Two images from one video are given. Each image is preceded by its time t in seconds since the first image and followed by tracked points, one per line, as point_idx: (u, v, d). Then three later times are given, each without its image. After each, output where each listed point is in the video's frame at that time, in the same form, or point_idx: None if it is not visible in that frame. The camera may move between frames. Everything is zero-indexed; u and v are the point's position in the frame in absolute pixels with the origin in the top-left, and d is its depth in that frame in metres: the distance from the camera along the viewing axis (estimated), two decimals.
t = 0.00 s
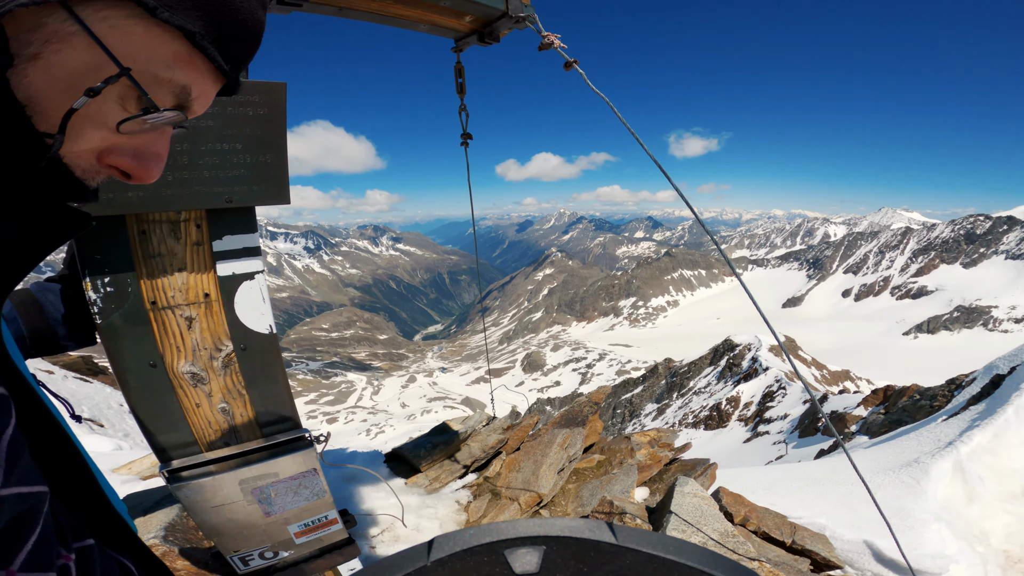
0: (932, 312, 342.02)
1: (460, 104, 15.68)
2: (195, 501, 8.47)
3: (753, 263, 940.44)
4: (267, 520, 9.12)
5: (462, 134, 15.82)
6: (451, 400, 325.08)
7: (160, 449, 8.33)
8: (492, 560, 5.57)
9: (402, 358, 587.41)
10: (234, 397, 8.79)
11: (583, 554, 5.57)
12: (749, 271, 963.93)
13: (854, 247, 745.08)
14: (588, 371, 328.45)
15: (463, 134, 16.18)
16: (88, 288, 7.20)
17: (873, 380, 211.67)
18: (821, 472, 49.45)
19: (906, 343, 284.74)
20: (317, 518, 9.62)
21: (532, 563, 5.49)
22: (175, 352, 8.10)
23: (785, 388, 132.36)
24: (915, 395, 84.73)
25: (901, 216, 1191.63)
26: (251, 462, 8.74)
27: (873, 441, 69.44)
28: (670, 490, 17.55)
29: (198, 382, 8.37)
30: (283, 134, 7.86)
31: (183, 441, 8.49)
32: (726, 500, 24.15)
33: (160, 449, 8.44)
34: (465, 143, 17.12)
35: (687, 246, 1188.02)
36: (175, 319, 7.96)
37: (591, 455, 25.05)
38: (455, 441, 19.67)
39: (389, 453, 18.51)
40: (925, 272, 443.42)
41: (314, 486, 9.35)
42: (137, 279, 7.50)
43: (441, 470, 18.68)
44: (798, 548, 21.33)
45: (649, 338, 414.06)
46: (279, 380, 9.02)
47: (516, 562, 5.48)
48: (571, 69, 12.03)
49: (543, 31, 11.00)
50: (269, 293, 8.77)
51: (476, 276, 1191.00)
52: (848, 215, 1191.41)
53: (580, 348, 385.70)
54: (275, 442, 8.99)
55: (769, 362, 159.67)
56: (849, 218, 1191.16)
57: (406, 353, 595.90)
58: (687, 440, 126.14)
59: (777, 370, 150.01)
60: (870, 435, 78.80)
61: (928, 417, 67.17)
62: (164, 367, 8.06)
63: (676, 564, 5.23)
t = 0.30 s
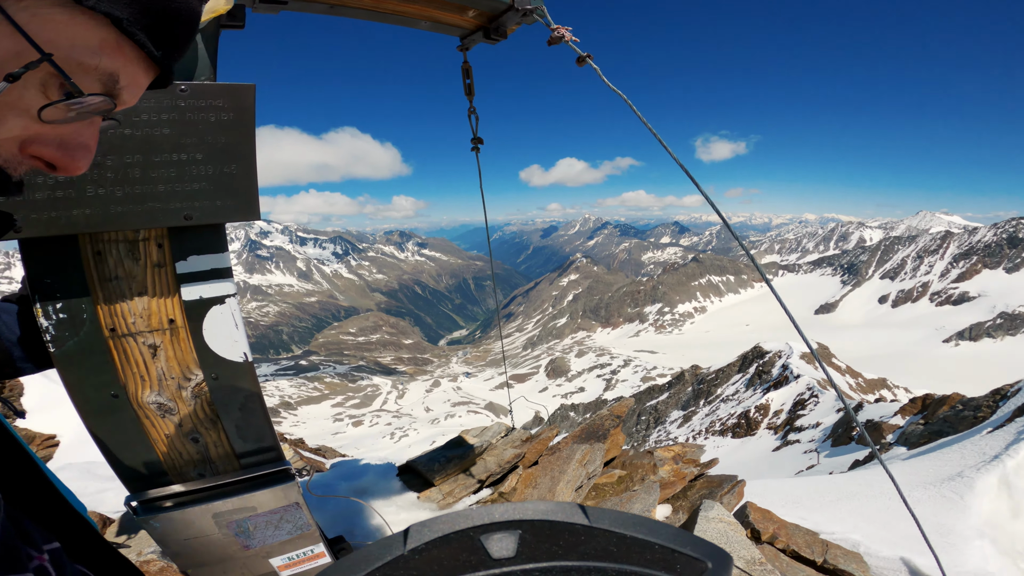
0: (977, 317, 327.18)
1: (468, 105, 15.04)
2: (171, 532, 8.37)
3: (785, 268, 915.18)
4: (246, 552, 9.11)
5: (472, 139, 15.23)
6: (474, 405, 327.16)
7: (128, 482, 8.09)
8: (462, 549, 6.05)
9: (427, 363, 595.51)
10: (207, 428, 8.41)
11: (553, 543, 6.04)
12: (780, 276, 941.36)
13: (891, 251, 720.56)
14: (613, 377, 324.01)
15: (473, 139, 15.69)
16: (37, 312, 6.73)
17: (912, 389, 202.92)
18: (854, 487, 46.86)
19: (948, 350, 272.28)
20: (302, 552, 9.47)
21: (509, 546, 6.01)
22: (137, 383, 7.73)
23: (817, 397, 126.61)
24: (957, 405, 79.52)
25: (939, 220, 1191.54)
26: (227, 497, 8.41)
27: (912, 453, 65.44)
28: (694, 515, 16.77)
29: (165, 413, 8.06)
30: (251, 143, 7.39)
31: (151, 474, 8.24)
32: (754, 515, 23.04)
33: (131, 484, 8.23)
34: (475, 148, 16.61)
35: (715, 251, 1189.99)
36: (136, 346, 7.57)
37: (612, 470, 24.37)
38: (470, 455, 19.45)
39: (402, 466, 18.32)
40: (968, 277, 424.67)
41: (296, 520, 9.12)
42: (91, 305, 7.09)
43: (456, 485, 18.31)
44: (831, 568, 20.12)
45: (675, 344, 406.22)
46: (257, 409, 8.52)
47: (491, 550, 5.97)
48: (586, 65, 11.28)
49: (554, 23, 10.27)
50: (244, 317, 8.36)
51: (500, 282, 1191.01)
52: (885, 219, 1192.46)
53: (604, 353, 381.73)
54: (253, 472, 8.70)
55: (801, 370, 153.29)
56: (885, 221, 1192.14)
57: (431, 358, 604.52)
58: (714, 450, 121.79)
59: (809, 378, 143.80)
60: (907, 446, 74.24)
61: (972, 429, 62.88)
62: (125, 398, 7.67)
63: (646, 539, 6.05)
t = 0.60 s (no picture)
0: None
1: (475, 104, 14.97)
2: (134, 545, 8.40)
3: (819, 275, 887.41)
4: (218, 568, 9.14)
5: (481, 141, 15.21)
6: (497, 409, 328.81)
7: (95, 491, 8.29)
8: (445, 548, 7.00)
9: (452, 367, 605.78)
10: (173, 442, 8.47)
11: (534, 539, 7.04)
12: (812, 282, 920.71)
13: (931, 256, 696.93)
14: (637, 384, 318.72)
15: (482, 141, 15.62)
16: None
17: (954, 399, 195.01)
18: (886, 499, 44.62)
19: (994, 358, 260.39)
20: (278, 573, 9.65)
21: (492, 545, 6.98)
22: (101, 394, 7.89)
23: (851, 406, 120.78)
24: (1000, 416, 74.70)
25: (979, 223, 1188.92)
26: (202, 508, 8.44)
27: (951, 466, 61.71)
28: (712, 535, 15.97)
29: (128, 427, 8.14)
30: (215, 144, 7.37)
31: (120, 489, 8.50)
32: (780, 528, 22.06)
33: (96, 496, 8.40)
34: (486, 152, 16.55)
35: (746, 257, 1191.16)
36: (98, 358, 7.67)
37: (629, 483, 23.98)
38: (482, 466, 19.35)
39: (413, 475, 18.20)
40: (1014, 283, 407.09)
41: (265, 539, 9.09)
42: (48, 314, 7.23)
43: (466, 494, 18.19)
44: None
45: (702, 351, 397.30)
46: (226, 423, 8.37)
47: (472, 551, 6.82)
48: (594, 55, 10.78)
49: (555, 15, 10.17)
50: (213, 324, 8.29)
51: (525, 287, 1190.84)
52: (923, 223, 1189.84)
53: (629, 360, 376.85)
54: (224, 486, 8.67)
55: (835, 378, 146.58)
56: (924, 227, 1188.56)
57: (456, 362, 613.34)
58: (741, 459, 117.92)
59: (843, 387, 137.36)
60: (946, 459, 70.05)
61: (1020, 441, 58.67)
62: (85, 408, 7.80)
63: (632, 539, 7.07)
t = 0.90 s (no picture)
0: None
1: (469, 95, 14.46)
2: (75, 554, 7.35)
3: (847, 283, 867.26)
4: None
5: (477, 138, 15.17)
6: (516, 415, 328.72)
7: (34, 498, 7.23)
8: (441, 542, 7.45)
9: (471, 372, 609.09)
10: (118, 453, 7.36)
11: (526, 531, 7.58)
12: (839, 289, 903.71)
13: (966, 263, 679.91)
14: (658, 392, 314.16)
15: (478, 138, 15.46)
16: None
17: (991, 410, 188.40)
18: (915, 514, 43.16)
19: None
20: None
21: (486, 540, 7.42)
22: (36, 402, 6.83)
23: (881, 416, 116.57)
24: None
25: (1017, 230, 1190.89)
26: (152, 521, 7.30)
27: (987, 478, 59.07)
28: (724, 555, 15.43)
29: (68, 437, 7.05)
30: (154, 134, 6.45)
31: (61, 496, 7.35)
32: (801, 544, 21.05)
33: (36, 503, 7.37)
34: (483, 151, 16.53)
35: (772, 264, 1192.67)
36: (33, 364, 6.67)
37: (640, 496, 23.69)
38: (485, 477, 19.16)
39: (418, 483, 17.86)
40: None
41: (220, 554, 7.96)
42: None
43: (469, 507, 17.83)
44: None
45: (725, 359, 390.77)
46: (172, 430, 7.22)
47: (468, 541, 7.40)
48: (588, 40, 10.92)
49: None
50: (162, 330, 7.25)
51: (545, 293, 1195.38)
52: (958, 230, 1191.01)
53: (649, 368, 372.43)
54: (181, 500, 7.50)
55: (863, 388, 141.76)
56: (958, 233, 1191.18)
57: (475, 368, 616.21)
58: (764, 468, 114.89)
59: (873, 397, 132.57)
60: (982, 471, 67.28)
61: None
62: (21, 415, 6.72)
63: (624, 536, 7.58)
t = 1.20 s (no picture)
0: None
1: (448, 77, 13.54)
2: None
3: (871, 288, 853.40)
4: None
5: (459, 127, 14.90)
6: (531, 418, 328.19)
7: None
8: (465, 537, 9.89)
9: (485, 374, 610.97)
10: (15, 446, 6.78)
11: (549, 528, 9.87)
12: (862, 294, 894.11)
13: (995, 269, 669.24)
14: (675, 397, 310.18)
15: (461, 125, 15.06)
16: None
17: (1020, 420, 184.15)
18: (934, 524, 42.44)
19: None
20: None
21: (509, 536, 9.80)
22: None
23: (904, 424, 113.49)
24: None
25: None
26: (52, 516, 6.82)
27: (1013, 488, 57.53)
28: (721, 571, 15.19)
29: None
30: (45, 109, 6.34)
31: None
32: (813, 556, 20.74)
33: None
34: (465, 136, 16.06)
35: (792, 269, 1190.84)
36: None
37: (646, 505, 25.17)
38: (478, 482, 18.80)
39: (409, 487, 17.69)
40: None
41: (116, 556, 7.37)
42: None
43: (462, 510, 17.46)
44: None
45: (744, 365, 386.17)
46: (63, 421, 6.79)
47: (489, 541, 9.64)
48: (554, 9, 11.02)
49: None
50: (60, 315, 7.01)
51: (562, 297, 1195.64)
52: (986, 236, 1189.56)
53: (666, 372, 369.13)
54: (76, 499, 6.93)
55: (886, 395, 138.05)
56: (986, 239, 1190.21)
57: (489, 370, 617.36)
58: (781, 475, 113.00)
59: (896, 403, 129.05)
60: (1007, 479, 65.68)
61: None
62: None
63: (645, 531, 9.82)
